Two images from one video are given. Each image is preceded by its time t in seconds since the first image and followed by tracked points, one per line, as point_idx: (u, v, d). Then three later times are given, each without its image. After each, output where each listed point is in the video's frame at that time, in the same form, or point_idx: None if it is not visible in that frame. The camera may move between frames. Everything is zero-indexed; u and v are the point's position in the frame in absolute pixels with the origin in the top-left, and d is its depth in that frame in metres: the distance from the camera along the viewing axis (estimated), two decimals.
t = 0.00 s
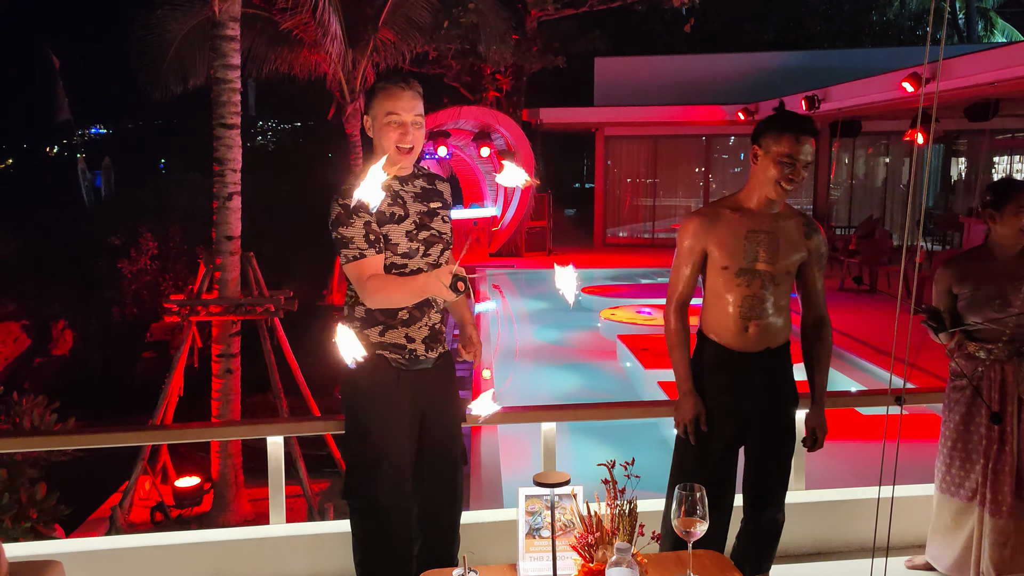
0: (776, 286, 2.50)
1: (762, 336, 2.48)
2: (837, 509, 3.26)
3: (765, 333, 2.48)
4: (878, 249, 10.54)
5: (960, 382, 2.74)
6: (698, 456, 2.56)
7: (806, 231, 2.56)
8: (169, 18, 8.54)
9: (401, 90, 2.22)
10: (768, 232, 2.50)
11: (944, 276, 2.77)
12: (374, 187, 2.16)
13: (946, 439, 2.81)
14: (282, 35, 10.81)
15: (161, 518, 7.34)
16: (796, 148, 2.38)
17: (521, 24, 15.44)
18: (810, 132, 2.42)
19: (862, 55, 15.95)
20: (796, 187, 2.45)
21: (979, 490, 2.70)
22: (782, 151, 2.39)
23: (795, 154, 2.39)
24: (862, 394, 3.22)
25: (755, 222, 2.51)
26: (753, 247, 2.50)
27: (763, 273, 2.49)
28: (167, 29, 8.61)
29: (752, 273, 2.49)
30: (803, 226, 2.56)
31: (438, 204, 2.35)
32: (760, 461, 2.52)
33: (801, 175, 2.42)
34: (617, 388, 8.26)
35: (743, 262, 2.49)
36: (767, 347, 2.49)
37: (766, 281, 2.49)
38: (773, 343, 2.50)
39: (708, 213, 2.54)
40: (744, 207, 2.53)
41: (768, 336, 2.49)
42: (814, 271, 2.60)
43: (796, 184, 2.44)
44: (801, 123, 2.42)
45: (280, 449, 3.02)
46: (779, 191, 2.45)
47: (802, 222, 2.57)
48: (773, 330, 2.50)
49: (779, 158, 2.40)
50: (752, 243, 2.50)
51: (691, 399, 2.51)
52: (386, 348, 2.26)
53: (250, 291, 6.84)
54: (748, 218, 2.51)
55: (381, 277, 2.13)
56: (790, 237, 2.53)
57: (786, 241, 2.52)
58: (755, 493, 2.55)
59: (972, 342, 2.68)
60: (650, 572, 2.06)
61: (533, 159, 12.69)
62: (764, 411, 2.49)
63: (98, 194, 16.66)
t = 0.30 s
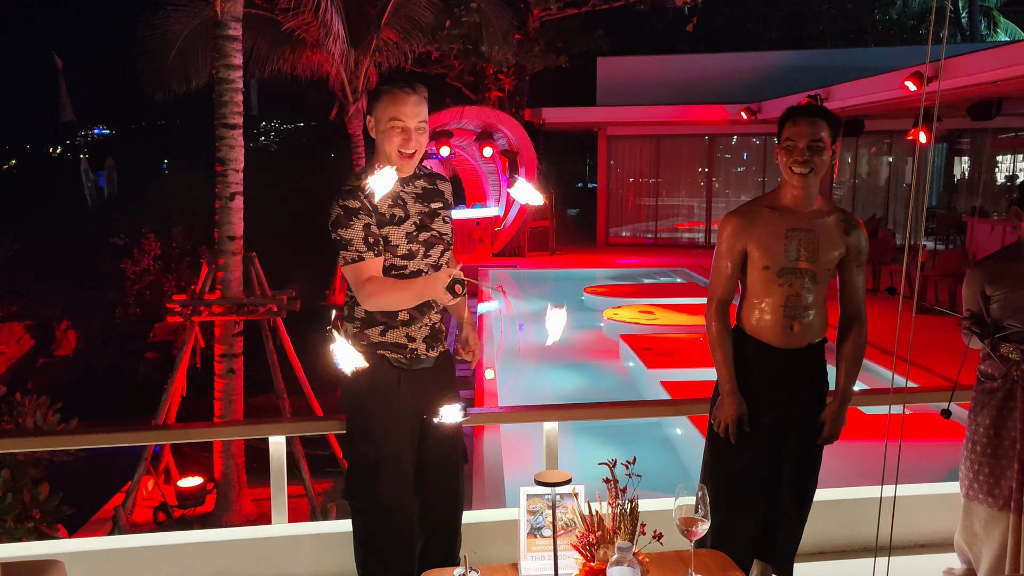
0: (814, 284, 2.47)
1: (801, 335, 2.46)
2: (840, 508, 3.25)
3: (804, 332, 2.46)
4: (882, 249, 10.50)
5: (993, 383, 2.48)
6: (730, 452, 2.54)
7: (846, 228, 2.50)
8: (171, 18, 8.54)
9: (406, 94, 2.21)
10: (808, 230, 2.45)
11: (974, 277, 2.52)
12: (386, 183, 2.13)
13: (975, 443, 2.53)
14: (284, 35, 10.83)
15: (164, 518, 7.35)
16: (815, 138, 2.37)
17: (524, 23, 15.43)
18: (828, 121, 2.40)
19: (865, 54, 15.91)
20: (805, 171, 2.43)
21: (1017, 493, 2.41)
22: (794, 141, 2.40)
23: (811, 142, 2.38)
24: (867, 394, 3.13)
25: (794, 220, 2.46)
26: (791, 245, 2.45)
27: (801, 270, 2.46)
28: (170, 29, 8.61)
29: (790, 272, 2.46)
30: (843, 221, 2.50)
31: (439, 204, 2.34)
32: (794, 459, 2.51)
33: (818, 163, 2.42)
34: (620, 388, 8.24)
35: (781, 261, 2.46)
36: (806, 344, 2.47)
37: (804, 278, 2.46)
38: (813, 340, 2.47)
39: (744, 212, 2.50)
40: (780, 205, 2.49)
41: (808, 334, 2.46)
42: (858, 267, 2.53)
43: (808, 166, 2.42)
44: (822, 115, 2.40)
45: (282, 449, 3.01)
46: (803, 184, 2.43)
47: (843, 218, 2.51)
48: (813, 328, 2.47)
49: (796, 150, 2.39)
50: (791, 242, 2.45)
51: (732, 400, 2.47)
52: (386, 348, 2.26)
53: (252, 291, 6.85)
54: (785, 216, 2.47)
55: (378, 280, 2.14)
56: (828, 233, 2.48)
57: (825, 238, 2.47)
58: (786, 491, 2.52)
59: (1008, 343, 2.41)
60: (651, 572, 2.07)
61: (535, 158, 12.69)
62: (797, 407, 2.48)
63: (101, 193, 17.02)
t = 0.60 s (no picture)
0: (814, 286, 2.42)
1: (797, 335, 2.43)
2: (843, 508, 3.24)
3: (800, 333, 2.43)
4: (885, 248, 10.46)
5: (997, 385, 2.39)
6: (730, 444, 2.58)
7: (854, 230, 2.36)
8: (173, 19, 8.55)
9: (417, 98, 2.17)
10: (807, 232, 2.42)
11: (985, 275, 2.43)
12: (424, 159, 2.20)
13: (980, 445, 2.45)
14: (286, 36, 10.83)
15: (167, 518, 7.37)
16: (798, 140, 2.37)
17: (526, 23, 15.44)
18: (820, 122, 2.37)
19: (868, 53, 15.89)
20: (797, 171, 2.42)
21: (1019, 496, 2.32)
22: (783, 144, 2.43)
23: (797, 142, 2.38)
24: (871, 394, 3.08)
25: (795, 222, 2.45)
26: (789, 246, 2.46)
27: (799, 271, 2.44)
28: (172, 30, 8.62)
29: (789, 272, 2.46)
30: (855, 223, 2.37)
31: (445, 205, 2.35)
32: (793, 458, 2.45)
33: (809, 164, 2.39)
34: (622, 389, 8.23)
35: (780, 261, 2.48)
36: (808, 346, 2.42)
37: (802, 279, 2.43)
38: (814, 343, 2.42)
39: (758, 213, 2.58)
40: (789, 207, 2.49)
41: (806, 335, 2.42)
42: (874, 273, 2.32)
43: (794, 167, 2.41)
44: (815, 116, 2.37)
45: (284, 449, 3.01)
46: (797, 185, 2.43)
47: (855, 220, 2.38)
48: (813, 329, 2.42)
49: (781, 153, 2.43)
50: (791, 243, 2.46)
51: (730, 388, 2.56)
52: (395, 347, 2.24)
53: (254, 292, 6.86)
54: (788, 218, 2.48)
55: (384, 278, 2.09)
56: (834, 235, 2.39)
57: (827, 240, 2.39)
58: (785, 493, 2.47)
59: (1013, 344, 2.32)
60: (654, 572, 2.07)
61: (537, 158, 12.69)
62: (795, 409, 2.45)
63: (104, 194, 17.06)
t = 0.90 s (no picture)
0: (811, 283, 2.34)
1: (792, 333, 2.37)
2: (850, 508, 3.22)
3: (797, 329, 2.37)
4: (893, 247, 10.40)
5: (1002, 382, 2.37)
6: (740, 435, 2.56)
7: (845, 225, 2.26)
8: (181, 20, 8.57)
9: (441, 103, 2.17)
10: (804, 229, 2.36)
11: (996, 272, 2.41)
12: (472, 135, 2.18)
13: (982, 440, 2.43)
14: (293, 36, 10.87)
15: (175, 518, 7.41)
16: (798, 138, 2.33)
17: (533, 23, 15.41)
18: (820, 121, 2.32)
19: (876, 52, 15.81)
20: (798, 171, 2.36)
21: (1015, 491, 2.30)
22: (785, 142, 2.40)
23: (798, 142, 2.33)
24: (879, 393, 3.06)
25: (797, 220, 2.40)
26: (790, 243, 2.39)
27: (798, 268, 2.37)
28: (179, 32, 8.65)
29: (789, 269, 2.40)
30: (851, 219, 2.25)
31: (460, 207, 2.33)
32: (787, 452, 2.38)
33: (809, 163, 2.33)
34: (628, 388, 8.22)
35: (782, 258, 2.42)
36: (803, 345, 2.35)
37: (801, 276, 2.36)
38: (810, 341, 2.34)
39: (772, 213, 2.53)
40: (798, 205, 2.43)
41: (801, 333, 2.36)
42: (866, 269, 2.20)
43: (795, 166, 2.35)
44: (817, 116, 2.32)
45: (291, 449, 3.02)
46: (798, 184, 2.37)
47: (851, 215, 2.26)
48: (809, 327, 2.34)
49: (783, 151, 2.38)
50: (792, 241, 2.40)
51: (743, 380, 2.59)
52: (406, 345, 2.24)
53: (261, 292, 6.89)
54: (793, 216, 2.42)
55: (396, 271, 2.06)
56: (828, 233, 2.29)
57: (823, 237, 2.30)
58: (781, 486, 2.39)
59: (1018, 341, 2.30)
60: (661, 571, 2.07)
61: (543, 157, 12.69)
62: (790, 402, 2.38)
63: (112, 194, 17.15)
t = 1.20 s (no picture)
0: (817, 281, 2.34)
1: (804, 330, 2.38)
2: (861, 508, 3.22)
3: (809, 326, 2.37)
4: (904, 246, 10.31)
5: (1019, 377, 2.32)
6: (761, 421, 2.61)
7: (845, 224, 2.25)
8: (191, 22, 8.60)
9: (449, 100, 2.18)
10: (806, 231, 2.36)
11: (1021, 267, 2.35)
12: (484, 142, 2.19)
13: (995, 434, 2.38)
14: (303, 38, 10.92)
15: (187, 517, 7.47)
16: (798, 144, 2.33)
17: (542, 23, 15.43)
18: (819, 125, 2.31)
19: (887, 50, 15.73)
20: (799, 175, 2.36)
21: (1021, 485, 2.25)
22: (787, 148, 2.39)
23: (799, 147, 2.33)
24: (890, 392, 3.03)
25: (801, 222, 2.40)
26: (796, 246, 2.39)
27: (804, 269, 2.36)
28: (190, 33, 8.71)
29: (797, 270, 2.40)
30: (850, 217, 2.24)
31: (475, 207, 2.30)
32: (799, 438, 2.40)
33: (809, 167, 2.32)
34: (638, 388, 8.20)
35: (790, 260, 2.42)
36: (817, 341, 2.36)
37: (808, 276, 2.36)
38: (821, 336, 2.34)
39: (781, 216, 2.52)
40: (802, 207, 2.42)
41: (813, 329, 2.37)
42: (869, 262, 2.19)
43: (796, 170, 2.35)
44: (818, 120, 2.32)
45: (302, 448, 3.03)
46: (799, 188, 2.37)
47: (853, 212, 2.25)
48: (819, 323, 2.34)
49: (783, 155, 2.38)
50: (799, 243, 2.39)
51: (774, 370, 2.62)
52: (421, 344, 2.25)
53: (271, 293, 6.93)
54: (798, 219, 2.41)
55: (413, 267, 2.07)
56: (829, 233, 2.28)
57: (826, 237, 2.29)
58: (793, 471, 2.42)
59: None
60: (670, 572, 2.07)
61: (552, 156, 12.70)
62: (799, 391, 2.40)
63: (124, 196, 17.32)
